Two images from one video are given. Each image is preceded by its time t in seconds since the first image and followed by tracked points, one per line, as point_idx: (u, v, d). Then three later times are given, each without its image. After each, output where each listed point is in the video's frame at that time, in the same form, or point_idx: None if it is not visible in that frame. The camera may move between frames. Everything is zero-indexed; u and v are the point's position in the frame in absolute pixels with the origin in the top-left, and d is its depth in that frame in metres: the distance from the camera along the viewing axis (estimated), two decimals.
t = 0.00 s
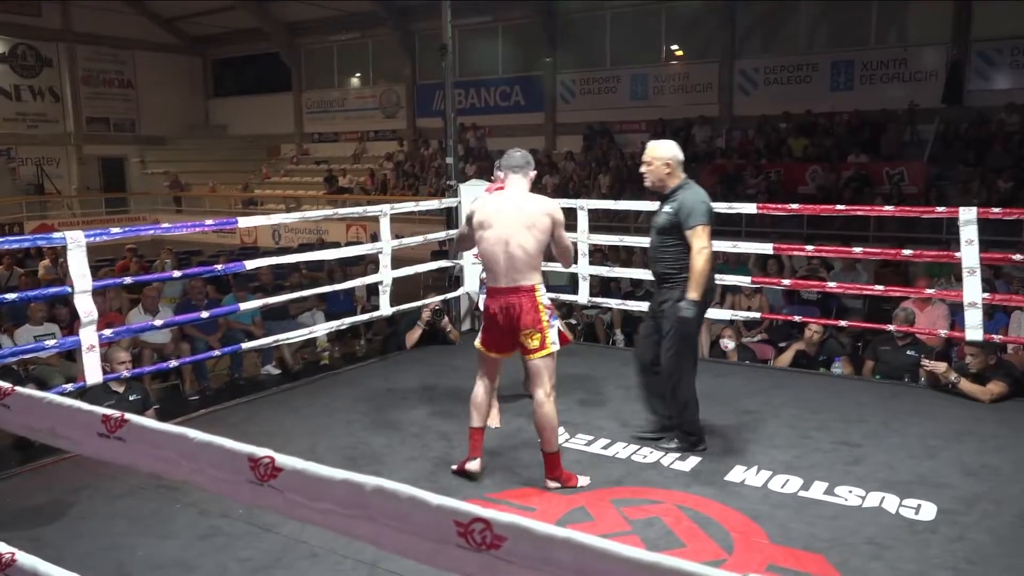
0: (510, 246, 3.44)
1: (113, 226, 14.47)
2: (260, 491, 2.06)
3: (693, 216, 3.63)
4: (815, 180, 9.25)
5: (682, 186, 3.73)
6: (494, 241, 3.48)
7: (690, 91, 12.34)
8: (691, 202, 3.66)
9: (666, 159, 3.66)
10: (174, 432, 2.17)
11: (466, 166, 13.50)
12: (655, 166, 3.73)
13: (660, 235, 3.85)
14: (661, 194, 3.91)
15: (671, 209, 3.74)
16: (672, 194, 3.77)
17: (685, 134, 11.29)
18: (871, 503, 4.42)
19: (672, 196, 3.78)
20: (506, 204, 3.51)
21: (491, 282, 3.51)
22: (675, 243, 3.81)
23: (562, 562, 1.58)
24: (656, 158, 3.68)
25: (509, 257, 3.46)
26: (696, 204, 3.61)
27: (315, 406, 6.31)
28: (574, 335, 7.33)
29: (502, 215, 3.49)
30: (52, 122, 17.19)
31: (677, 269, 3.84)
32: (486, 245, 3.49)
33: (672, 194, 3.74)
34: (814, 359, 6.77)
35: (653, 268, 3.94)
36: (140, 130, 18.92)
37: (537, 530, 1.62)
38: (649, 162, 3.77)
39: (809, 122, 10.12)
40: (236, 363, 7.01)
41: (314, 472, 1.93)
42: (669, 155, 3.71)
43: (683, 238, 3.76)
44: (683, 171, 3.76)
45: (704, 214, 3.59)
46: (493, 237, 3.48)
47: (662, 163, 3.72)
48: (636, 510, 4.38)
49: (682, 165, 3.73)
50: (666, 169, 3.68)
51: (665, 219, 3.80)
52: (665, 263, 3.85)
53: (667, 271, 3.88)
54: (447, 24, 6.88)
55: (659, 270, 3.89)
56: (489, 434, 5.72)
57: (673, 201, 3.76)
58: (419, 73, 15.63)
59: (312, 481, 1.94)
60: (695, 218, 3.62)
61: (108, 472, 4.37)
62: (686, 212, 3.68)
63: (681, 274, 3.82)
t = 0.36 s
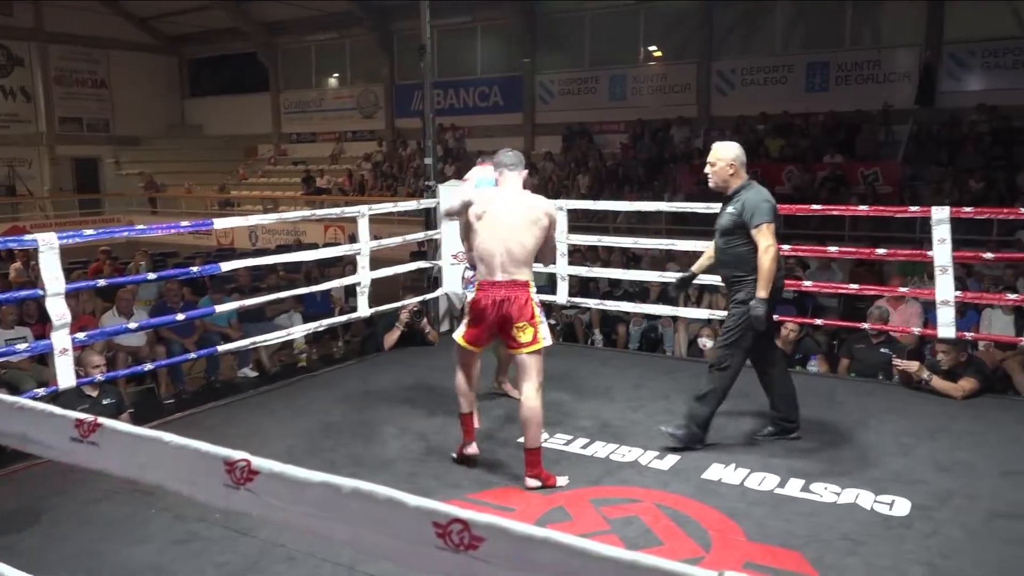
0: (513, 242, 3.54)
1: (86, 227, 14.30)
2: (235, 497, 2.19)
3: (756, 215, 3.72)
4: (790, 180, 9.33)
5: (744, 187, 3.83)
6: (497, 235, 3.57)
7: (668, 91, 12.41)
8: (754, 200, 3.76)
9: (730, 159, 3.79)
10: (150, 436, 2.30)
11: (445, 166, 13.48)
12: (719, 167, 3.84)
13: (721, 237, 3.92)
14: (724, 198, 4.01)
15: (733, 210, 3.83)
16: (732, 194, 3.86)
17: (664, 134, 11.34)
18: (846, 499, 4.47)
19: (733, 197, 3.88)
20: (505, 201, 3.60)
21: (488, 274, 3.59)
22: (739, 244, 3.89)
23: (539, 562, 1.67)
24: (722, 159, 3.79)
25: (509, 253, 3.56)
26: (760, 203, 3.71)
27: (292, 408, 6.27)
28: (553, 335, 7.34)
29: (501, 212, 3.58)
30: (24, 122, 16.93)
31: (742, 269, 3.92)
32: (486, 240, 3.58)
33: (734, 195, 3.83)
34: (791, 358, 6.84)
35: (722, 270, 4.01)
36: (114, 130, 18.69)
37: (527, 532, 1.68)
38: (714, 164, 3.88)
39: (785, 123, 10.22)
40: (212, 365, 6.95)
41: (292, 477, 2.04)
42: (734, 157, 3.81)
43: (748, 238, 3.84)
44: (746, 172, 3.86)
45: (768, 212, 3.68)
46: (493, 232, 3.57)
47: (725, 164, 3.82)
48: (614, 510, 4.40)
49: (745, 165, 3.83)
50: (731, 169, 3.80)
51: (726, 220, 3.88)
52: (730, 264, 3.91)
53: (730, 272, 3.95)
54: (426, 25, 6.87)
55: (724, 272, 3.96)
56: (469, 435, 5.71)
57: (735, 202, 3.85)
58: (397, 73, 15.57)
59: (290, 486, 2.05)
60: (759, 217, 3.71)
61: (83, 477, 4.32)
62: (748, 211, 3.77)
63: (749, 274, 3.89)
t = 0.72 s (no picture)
0: (476, 250, 3.91)
1: (54, 228, 14.08)
2: (212, 498, 2.38)
3: (805, 216, 3.67)
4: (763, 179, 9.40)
5: (797, 187, 3.77)
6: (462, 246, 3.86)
7: (642, 91, 12.47)
8: (804, 201, 3.70)
9: (781, 159, 3.76)
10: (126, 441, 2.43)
11: (420, 166, 13.44)
12: (770, 167, 3.80)
13: (773, 237, 3.89)
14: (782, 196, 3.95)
15: (784, 210, 3.79)
16: (784, 194, 3.82)
17: (638, 134, 11.40)
18: (820, 495, 4.52)
19: (785, 196, 3.83)
20: (453, 216, 3.90)
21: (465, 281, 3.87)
22: (792, 243, 3.84)
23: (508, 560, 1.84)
24: (775, 159, 3.76)
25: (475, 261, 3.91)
26: (809, 204, 3.66)
27: (266, 410, 6.22)
28: (529, 334, 7.34)
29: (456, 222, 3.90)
30: None
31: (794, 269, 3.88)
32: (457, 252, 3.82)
33: (786, 194, 3.79)
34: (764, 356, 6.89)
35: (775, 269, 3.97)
36: (82, 129, 18.41)
37: (505, 532, 1.85)
38: (765, 163, 3.84)
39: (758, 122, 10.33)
40: (185, 367, 6.87)
41: (271, 478, 2.24)
42: (785, 155, 3.77)
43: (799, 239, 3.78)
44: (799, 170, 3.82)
45: (817, 213, 3.63)
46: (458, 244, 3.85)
47: (777, 164, 3.78)
48: (591, 508, 4.42)
49: (798, 164, 3.78)
50: (783, 169, 3.76)
51: (778, 220, 3.84)
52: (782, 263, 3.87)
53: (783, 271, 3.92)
54: (400, 24, 6.83)
55: (776, 272, 3.93)
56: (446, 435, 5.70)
57: (785, 202, 3.80)
58: (371, 72, 15.51)
59: (269, 485, 2.25)
60: (807, 218, 3.65)
61: (54, 481, 4.25)
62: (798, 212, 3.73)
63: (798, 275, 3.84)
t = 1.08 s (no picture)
0: (449, 236, 3.84)
1: (46, 227, 14.03)
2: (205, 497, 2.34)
3: (859, 211, 3.64)
4: (758, 178, 9.39)
5: (851, 180, 3.74)
6: (434, 233, 3.86)
7: (637, 90, 12.49)
8: (859, 196, 3.67)
9: (836, 152, 3.74)
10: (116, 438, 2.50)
11: (414, 164, 13.41)
12: (827, 159, 3.80)
13: (831, 232, 3.87)
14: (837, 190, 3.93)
15: (839, 204, 3.76)
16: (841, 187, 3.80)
17: (632, 132, 11.40)
18: (814, 493, 4.53)
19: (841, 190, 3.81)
20: (441, 196, 3.87)
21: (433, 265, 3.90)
22: (848, 239, 3.82)
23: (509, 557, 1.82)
24: (830, 151, 3.75)
25: (448, 246, 3.86)
26: (863, 199, 3.63)
27: (259, 410, 6.21)
28: (524, 333, 7.33)
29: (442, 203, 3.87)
30: None
31: (851, 264, 3.85)
32: (426, 236, 3.87)
33: (841, 188, 3.76)
34: (758, 355, 6.89)
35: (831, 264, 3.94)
36: (74, 127, 18.34)
37: (501, 532, 1.83)
38: (822, 156, 3.84)
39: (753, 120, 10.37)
40: (178, 367, 6.84)
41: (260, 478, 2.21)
42: (842, 148, 3.76)
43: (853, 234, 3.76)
44: (856, 163, 3.80)
45: (871, 208, 3.60)
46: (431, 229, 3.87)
47: (834, 156, 3.76)
48: (586, 507, 4.42)
49: (855, 158, 3.76)
50: (840, 162, 3.74)
51: (835, 214, 3.82)
52: (838, 258, 3.85)
53: (840, 266, 3.90)
54: (393, 22, 6.80)
55: (833, 268, 3.91)
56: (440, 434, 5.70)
57: (841, 196, 3.78)
58: (365, 70, 15.48)
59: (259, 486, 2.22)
60: (862, 212, 3.63)
61: (48, 482, 4.22)
62: (852, 207, 3.71)
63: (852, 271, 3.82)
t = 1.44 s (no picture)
0: (462, 234, 3.79)
1: (31, 225, 13.80)
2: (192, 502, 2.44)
3: (907, 208, 3.64)
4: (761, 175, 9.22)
5: (901, 178, 3.74)
6: (448, 231, 3.83)
7: (637, 84, 12.33)
8: (909, 194, 3.66)
9: (885, 147, 3.73)
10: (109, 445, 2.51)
11: (408, 161, 13.23)
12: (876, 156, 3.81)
13: (878, 230, 3.87)
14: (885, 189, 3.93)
15: (888, 201, 3.76)
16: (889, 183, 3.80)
17: (632, 128, 11.21)
18: (819, 498, 4.35)
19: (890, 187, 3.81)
20: (458, 195, 3.85)
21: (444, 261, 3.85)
22: (896, 237, 3.81)
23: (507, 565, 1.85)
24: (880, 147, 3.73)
25: (462, 245, 3.83)
26: (912, 197, 3.63)
27: (248, 413, 6.02)
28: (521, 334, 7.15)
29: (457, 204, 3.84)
30: None
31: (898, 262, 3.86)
32: (440, 233, 3.84)
33: (890, 185, 3.77)
34: (762, 356, 6.72)
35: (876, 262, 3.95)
36: (59, 123, 18.10)
37: (497, 539, 1.85)
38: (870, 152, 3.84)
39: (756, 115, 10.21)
40: (166, 369, 6.66)
41: (251, 484, 2.29)
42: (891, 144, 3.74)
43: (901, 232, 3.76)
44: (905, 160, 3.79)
45: (921, 206, 3.59)
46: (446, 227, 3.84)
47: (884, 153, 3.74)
48: (585, 513, 4.24)
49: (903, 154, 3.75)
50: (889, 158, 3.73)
51: (882, 211, 3.82)
52: (885, 256, 3.86)
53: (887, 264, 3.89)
54: (386, 15, 6.62)
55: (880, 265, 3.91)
56: (434, 439, 5.51)
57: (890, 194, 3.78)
58: (358, 65, 15.29)
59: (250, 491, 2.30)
60: (911, 210, 3.63)
61: (30, 488, 4.03)
62: (902, 204, 3.70)
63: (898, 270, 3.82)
